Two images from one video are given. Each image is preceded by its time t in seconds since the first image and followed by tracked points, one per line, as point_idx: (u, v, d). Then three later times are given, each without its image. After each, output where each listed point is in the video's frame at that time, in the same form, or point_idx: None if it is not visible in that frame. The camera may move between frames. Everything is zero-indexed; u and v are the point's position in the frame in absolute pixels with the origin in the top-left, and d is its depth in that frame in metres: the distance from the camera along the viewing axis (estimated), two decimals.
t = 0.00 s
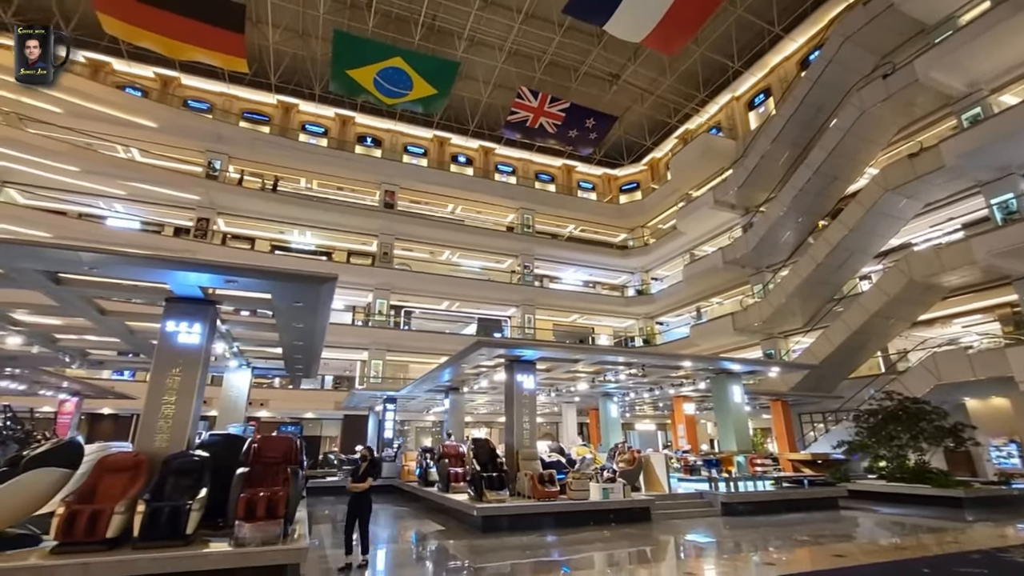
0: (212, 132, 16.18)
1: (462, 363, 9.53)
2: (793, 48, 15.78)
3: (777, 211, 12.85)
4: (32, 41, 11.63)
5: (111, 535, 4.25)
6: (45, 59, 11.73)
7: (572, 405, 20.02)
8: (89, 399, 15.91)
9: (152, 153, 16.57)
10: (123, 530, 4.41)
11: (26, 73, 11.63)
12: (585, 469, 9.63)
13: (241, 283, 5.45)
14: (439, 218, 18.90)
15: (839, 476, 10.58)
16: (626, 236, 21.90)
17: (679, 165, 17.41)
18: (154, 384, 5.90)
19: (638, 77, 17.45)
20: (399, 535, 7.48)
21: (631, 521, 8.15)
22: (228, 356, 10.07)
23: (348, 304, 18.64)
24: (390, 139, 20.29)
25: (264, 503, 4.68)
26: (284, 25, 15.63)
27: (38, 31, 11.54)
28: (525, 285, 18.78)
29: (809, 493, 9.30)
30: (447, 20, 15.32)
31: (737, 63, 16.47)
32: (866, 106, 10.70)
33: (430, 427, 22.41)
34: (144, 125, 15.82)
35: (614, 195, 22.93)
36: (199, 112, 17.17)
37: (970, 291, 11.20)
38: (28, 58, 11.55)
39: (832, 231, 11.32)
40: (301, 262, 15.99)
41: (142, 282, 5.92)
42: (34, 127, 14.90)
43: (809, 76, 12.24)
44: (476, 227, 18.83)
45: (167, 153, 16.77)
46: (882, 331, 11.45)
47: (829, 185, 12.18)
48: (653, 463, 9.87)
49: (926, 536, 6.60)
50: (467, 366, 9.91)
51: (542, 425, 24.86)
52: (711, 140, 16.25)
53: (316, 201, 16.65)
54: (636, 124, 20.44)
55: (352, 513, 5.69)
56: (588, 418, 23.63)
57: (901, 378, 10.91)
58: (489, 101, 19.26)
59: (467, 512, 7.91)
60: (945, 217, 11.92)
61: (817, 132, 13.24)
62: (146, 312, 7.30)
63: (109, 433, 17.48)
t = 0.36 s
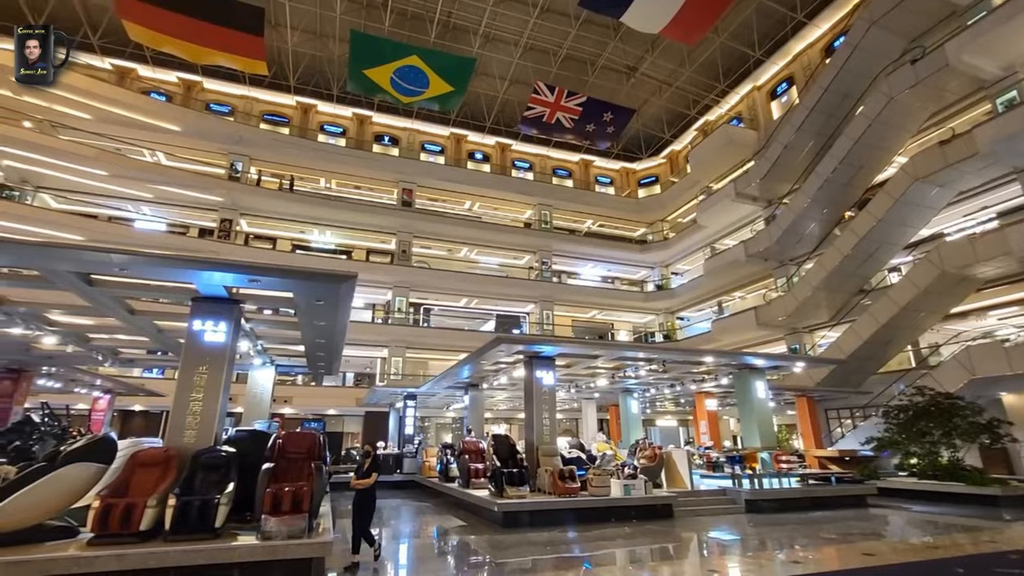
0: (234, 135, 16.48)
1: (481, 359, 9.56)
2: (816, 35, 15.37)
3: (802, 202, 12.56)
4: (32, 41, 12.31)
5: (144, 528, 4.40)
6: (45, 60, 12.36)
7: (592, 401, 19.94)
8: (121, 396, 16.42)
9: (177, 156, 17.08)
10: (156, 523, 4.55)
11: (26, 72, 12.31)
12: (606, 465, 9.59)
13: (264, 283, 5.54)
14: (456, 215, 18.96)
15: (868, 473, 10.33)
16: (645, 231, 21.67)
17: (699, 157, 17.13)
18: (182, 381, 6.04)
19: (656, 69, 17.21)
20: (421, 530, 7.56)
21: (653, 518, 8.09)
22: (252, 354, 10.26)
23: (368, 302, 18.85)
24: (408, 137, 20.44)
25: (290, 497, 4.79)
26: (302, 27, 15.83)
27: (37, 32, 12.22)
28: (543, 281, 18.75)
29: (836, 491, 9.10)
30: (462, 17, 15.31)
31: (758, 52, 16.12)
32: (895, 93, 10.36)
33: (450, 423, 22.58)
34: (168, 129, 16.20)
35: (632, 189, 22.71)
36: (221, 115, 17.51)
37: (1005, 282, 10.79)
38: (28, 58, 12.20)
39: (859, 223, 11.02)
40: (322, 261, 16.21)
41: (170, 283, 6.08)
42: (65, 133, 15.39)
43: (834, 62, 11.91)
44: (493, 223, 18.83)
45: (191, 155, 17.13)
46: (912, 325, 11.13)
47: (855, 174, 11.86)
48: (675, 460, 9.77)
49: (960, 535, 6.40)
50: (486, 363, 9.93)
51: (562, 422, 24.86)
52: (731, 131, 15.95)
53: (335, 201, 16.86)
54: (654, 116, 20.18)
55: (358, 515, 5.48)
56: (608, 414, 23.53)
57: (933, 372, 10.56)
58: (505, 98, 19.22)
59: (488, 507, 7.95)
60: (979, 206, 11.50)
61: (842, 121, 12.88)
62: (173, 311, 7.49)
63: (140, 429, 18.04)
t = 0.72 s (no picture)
0: (253, 136, 16.75)
1: (498, 356, 9.58)
2: (839, 21, 14.97)
3: (825, 193, 12.27)
4: (33, 41, 12.04)
5: (172, 521, 4.51)
6: (45, 60, 12.11)
7: (611, 397, 19.83)
8: (149, 394, 16.87)
9: (199, 159, 17.43)
10: (184, 517, 4.66)
11: (26, 73, 12.02)
12: (625, 462, 9.54)
13: (285, 282, 5.63)
14: (472, 212, 19.00)
15: (896, 471, 10.08)
16: (663, 225, 21.42)
17: (718, 150, 16.87)
18: (207, 379, 6.18)
19: (673, 60, 16.96)
20: (441, 526, 7.62)
21: (674, 515, 8.02)
22: (274, 352, 10.44)
23: (386, 300, 19.03)
24: (423, 135, 20.54)
25: (312, 493, 4.90)
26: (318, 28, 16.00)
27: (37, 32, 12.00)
28: (560, 277, 18.69)
29: (862, 489, 8.92)
30: (476, 13, 15.29)
31: (779, 41, 15.76)
32: (922, 79, 10.02)
33: (468, 420, 22.70)
34: (190, 132, 16.52)
35: (650, 183, 22.48)
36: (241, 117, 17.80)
37: None
38: (28, 58, 11.95)
39: (886, 214, 10.74)
40: (340, 260, 16.40)
41: (195, 283, 6.21)
42: (92, 138, 15.81)
43: (859, 49, 11.58)
44: (509, 220, 18.82)
45: (212, 157, 17.44)
46: (941, 318, 10.82)
47: (881, 164, 11.54)
48: (695, 457, 9.67)
49: (994, 534, 6.21)
50: (504, 359, 9.94)
51: (580, 418, 24.82)
52: (750, 123, 15.66)
53: (353, 200, 17.04)
54: (671, 109, 19.92)
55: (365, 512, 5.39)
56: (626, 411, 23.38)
57: (964, 367, 10.21)
58: (520, 93, 19.16)
59: (506, 503, 7.98)
60: (1013, 194, 11.09)
61: (868, 109, 12.53)
62: (198, 310, 7.65)
63: (168, 426, 18.53)
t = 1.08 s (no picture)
0: (276, 137, 17.04)
1: (519, 352, 9.58)
2: (869, 5, 14.47)
3: (854, 184, 11.92)
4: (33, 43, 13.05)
5: (205, 513, 4.64)
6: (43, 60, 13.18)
7: (633, 394, 19.69)
8: (180, 390, 17.37)
9: (224, 160, 17.82)
10: (215, 509, 4.79)
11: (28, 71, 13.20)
12: (648, 458, 9.46)
13: (309, 280, 5.71)
14: (492, 209, 19.01)
15: (931, 469, 9.73)
16: (685, 219, 21.09)
17: (741, 141, 16.53)
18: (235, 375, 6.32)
19: (694, 51, 16.66)
20: (463, 521, 7.66)
21: (698, 512, 7.92)
22: (299, 349, 10.62)
23: (407, 297, 19.19)
24: (442, 132, 20.60)
25: (338, 486, 4.95)
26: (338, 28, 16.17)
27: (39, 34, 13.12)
28: (579, 273, 18.59)
29: (894, 487, 8.65)
30: (494, 9, 15.25)
31: (804, 28, 15.32)
32: (957, 63, 9.62)
33: (489, 416, 22.81)
34: (215, 134, 16.90)
35: (671, 176, 22.16)
36: (264, 118, 18.14)
37: None
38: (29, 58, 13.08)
39: (919, 204, 10.38)
40: (362, 258, 16.60)
41: (223, 281, 6.35)
42: (122, 142, 16.30)
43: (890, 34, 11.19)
44: (528, 216, 18.79)
45: (237, 159, 17.82)
46: (978, 312, 10.41)
47: (913, 153, 11.16)
48: (720, 453, 9.53)
49: None
50: (525, 355, 9.95)
51: (602, 414, 24.69)
52: (775, 113, 15.30)
53: (373, 198, 17.20)
54: (693, 101, 19.59)
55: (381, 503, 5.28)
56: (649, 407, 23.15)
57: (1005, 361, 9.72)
58: (539, 88, 19.07)
59: (528, 499, 7.99)
60: None
61: (900, 95, 12.10)
62: (226, 308, 7.84)
63: (198, 421, 19.06)
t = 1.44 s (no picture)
0: (294, 136, 17.27)
1: (537, 347, 9.58)
2: None
3: (880, 173, 11.60)
4: (33, 38, 10.82)
5: (231, 505, 4.75)
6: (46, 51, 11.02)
7: (652, 389, 19.54)
8: (205, 386, 17.78)
9: (245, 160, 18.13)
10: (240, 502, 4.91)
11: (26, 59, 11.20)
12: (668, 454, 9.39)
13: (328, 277, 5.78)
14: (508, 204, 19.00)
15: (962, 466, 9.43)
16: (704, 212, 20.77)
17: (762, 132, 16.20)
18: (257, 371, 6.44)
19: (713, 40, 16.36)
20: (482, 515, 7.70)
21: (720, 508, 7.84)
22: (319, 346, 10.78)
23: (425, 294, 19.31)
24: (458, 129, 20.64)
25: (359, 481, 5.01)
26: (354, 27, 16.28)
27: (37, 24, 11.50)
28: (597, 268, 18.47)
29: (922, 484, 8.44)
30: (508, 3, 15.18)
31: (827, 14, 14.91)
32: (990, 46, 9.26)
33: (507, 411, 22.88)
34: (236, 135, 17.18)
35: (690, 169, 21.85)
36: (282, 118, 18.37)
37: None
38: (28, 51, 10.71)
39: (948, 193, 10.05)
40: (379, 255, 16.74)
41: (245, 280, 6.47)
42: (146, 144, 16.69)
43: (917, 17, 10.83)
44: (545, 211, 18.72)
45: (256, 159, 18.10)
46: (1012, 304, 10.05)
47: (943, 140, 10.79)
48: (742, 449, 9.43)
49: None
50: (542, 351, 9.93)
51: (621, 410, 24.57)
52: (797, 101, 14.94)
53: (390, 196, 17.32)
54: (712, 91, 19.25)
55: (400, 498, 5.26)
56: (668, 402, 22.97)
57: None
58: (554, 82, 18.96)
59: (547, 494, 8.00)
60: None
61: (928, 81, 11.70)
62: (249, 306, 7.98)
63: (222, 416, 19.52)
